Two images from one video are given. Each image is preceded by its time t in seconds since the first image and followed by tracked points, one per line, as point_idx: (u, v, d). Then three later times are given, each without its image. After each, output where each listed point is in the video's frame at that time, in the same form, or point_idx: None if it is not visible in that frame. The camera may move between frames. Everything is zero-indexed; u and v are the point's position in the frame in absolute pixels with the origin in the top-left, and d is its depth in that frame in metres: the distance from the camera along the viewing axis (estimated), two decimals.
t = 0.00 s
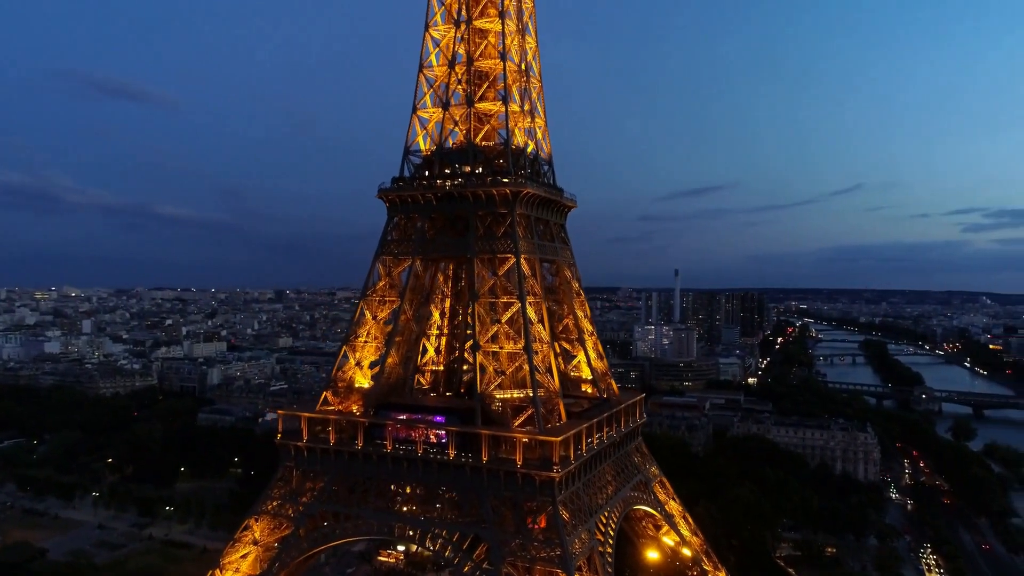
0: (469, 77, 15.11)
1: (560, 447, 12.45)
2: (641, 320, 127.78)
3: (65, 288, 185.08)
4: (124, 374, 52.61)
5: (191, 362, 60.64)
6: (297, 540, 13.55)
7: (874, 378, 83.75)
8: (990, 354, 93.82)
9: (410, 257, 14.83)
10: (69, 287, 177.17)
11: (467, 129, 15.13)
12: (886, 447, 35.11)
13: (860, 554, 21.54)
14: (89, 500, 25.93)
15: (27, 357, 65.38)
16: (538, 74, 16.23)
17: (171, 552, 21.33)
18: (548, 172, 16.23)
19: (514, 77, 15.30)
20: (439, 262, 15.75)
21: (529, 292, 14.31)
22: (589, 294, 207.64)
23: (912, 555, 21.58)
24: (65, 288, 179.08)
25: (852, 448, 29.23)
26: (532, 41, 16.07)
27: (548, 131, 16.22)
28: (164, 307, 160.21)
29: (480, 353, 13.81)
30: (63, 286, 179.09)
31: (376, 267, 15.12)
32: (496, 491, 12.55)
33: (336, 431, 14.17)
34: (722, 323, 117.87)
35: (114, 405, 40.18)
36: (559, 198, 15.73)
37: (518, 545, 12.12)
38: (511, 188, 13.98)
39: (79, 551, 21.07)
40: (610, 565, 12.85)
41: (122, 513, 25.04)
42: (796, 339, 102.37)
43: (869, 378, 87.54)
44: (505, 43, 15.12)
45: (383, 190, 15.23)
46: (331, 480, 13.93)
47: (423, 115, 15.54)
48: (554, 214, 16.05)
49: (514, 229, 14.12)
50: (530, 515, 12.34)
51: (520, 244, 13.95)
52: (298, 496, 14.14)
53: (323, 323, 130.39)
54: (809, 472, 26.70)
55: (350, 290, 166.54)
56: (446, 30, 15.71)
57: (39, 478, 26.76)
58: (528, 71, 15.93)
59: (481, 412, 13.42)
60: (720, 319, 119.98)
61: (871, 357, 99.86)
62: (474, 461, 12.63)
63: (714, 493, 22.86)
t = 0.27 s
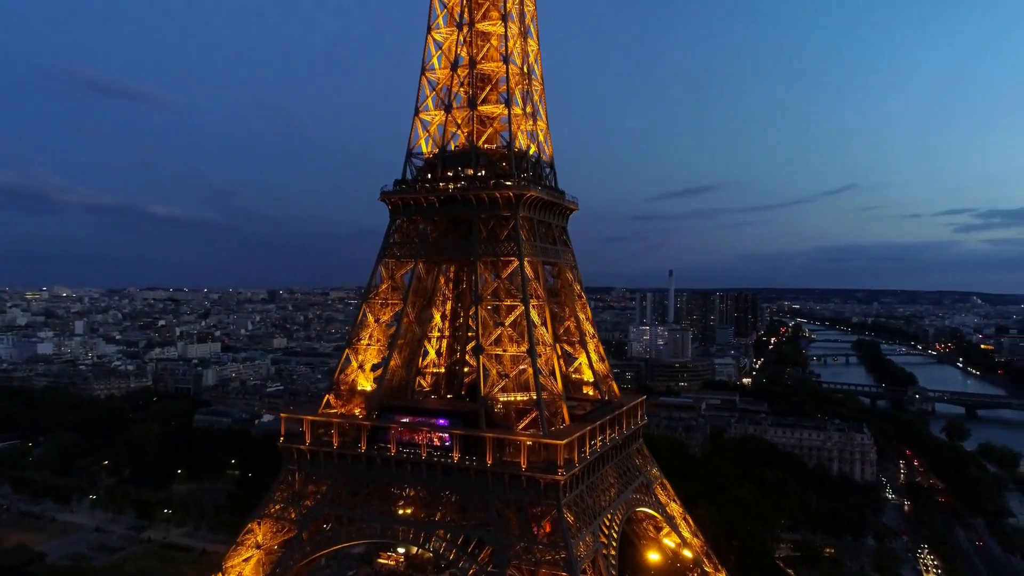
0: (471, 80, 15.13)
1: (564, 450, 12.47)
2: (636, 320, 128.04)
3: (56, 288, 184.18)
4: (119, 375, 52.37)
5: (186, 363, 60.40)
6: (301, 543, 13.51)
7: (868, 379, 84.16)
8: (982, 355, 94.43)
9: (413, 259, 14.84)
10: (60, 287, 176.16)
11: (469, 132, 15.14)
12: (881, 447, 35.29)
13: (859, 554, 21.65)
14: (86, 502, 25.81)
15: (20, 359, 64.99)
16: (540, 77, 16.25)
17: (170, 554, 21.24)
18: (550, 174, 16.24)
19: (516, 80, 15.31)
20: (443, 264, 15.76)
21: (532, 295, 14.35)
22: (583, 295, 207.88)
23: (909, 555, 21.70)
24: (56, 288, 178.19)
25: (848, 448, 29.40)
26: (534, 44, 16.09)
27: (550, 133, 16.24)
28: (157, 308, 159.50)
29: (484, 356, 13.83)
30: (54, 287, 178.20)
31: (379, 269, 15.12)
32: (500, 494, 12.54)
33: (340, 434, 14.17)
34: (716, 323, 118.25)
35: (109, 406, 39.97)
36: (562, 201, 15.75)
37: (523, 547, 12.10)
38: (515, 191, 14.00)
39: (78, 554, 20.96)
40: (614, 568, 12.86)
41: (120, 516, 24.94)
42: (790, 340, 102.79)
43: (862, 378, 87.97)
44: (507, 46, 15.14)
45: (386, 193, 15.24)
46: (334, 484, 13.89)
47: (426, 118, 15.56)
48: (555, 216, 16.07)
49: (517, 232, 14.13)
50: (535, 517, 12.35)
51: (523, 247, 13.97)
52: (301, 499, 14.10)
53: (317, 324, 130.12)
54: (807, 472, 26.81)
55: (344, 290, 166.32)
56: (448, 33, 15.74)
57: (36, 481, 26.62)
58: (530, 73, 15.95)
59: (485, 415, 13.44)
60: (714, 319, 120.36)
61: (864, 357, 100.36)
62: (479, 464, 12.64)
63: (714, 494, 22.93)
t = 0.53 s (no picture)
0: (472, 82, 15.14)
1: (566, 452, 12.50)
2: (628, 320, 128.29)
3: (45, 288, 182.76)
4: (111, 376, 52.04)
5: (178, 364, 60.05)
6: (302, 546, 13.47)
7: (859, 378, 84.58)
8: (972, 354, 95.12)
9: (414, 262, 14.84)
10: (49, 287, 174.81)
11: (470, 135, 15.15)
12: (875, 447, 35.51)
13: (855, 554, 21.79)
14: (81, 506, 25.66)
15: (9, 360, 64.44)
16: (540, 79, 16.27)
17: (167, 557, 21.16)
18: (550, 176, 16.26)
19: (517, 83, 15.32)
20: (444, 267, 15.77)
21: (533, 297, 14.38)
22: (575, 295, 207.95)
23: (905, 554, 21.86)
24: (44, 288, 176.86)
25: (843, 449, 29.58)
26: (535, 46, 16.11)
27: (550, 136, 16.26)
28: (146, 308, 158.44)
29: (486, 358, 13.85)
30: (43, 287, 176.85)
31: (380, 272, 15.11)
32: (503, 496, 12.56)
33: (341, 437, 14.17)
34: (709, 323, 118.59)
35: (101, 408, 39.72)
36: (562, 203, 15.77)
37: (525, 550, 12.13)
38: (517, 193, 14.01)
39: (74, 558, 20.85)
40: (616, 570, 12.90)
41: (115, 519, 24.81)
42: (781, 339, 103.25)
43: (854, 378, 88.41)
44: (508, 49, 15.16)
45: (387, 195, 15.22)
46: (335, 487, 13.88)
47: (426, 120, 15.56)
48: (556, 218, 16.09)
49: (518, 234, 14.15)
50: (539, 520, 12.37)
51: (525, 250, 13.99)
52: (302, 502, 14.08)
53: (309, 324, 129.68)
54: (802, 473, 26.95)
55: (336, 290, 165.88)
56: (449, 36, 15.75)
57: (30, 484, 26.45)
58: (531, 76, 15.96)
59: (487, 418, 13.46)
60: (706, 319, 120.68)
61: (855, 357, 100.87)
62: (481, 467, 12.66)
63: (711, 494, 23.03)
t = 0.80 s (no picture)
0: (469, 85, 15.14)
1: (565, 455, 12.56)
2: (617, 320, 128.63)
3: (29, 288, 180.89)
4: (98, 378, 51.60)
5: (166, 365, 59.60)
6: (300, 550, 13.41)
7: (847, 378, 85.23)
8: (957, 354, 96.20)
9: (411, 264, 14.83)
10: (33, 287, 173.02)
11: (467, 138, 15.15)
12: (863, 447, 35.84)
13: (846, 554, 21.98)
14: (70, 509, 25.43)
15: None
16: (537, 82, 16.29)
17: (160, 561, 21.02)
18: (546, 179, 16.29)
19: (514, 85, 15.35)
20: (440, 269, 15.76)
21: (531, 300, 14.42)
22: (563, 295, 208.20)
23: (895, 553, 22.11)
24: (28, 288, 175.04)
25: (833, 449, 29.85)
26: (531, 49, 16.13)
27: (546, 138, 16.28)
28: (132, 308, 157.11)
29: (484, 361, 13.87)
30: (27, 286, 175.03)
31: (376, 274, 15.09)
32: (503, 499, 12.59)
33: (338, 440, 14.15)
34: (697, 323, 119.15)
35: (89, 409, 39.37)
36: (559, 206, 15.81)
37: (525, 552, 12.17)
38: (515, 196, 14.04)
39: (65, 562, 20.67)
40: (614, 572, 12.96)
41: (105, 522, 24.62)
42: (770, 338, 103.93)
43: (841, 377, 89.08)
44: (506, 52, 15.17)
45: (384, 198, 15.20)
46: (333, 490, 13.86)
47: (423, 123, 15.55)
48: (553, 221, 16.12)
49: (516, 237, 14.20)
50: (538, 523, 12.40)
51: (523, 252, 14.04)
52: (299, 505, 14.03)
53: (298, 324, 129.13)
54: (793, 473, 27.16)
55: (324, 289, 165.21)
56: (446, 38, 15.75)
57: (18, 487, 26.18)
58: (527, 79, 15.98)
59: (485, 420, 13.48)
60: (695, 319, 121.22)
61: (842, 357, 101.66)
62: (480, 470, 12.69)
63: (704, 495, 23.15)
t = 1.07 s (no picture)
0: (464, 87, 15.13)
1: (563, 457, 12.59)
2: (605, 320, 128.92)
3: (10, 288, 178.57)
4: (83, 379, 51.05)
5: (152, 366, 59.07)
6: (296, 553, 13.33)
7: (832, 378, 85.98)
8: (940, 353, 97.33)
9: (407, 266, 14.81)
10: (15, 287, 170.88)
11: (462, 140, 15.13)
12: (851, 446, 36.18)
13: (837, 553, 22.19)
14: (58, 513, 25.16)
15: None
16: (532, 85, 16.31)
17: (150, 565, 20.85)
18: (541, 181, 16.31)
19: (509, 88, 15.36)
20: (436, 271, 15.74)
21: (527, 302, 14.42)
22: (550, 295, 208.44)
23: (884, 552, 22.36)
24: (9, 287, 172.81)
25: (822, 449, 30.15)
26: (526, 51, 16.14)
27: (541, 141, 16.31)
28: (116, 308, 155.44)
29: (480, 363, 13.86)
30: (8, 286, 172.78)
31: (372, 276, 15.05)
32: (500, 501, 12.61)
33: (335, 443, 14.09)
34: (684, 323, 119.69)
35: (75, 411, 38.94)
36: (555, 208, 15.84)
37: (524, 554, 12.19)
38: (511, 199, 14.05)
39: (53, 567, 20.45)
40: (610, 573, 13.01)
41: (94, 526, 24.38)
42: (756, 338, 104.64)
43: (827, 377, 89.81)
44: (501, 54, 15.18)
45: (379, 200, 15.16)
46: (329, 493, 13.81)
47: (418, 125, 15.52)
48: (548, 223, 16.14)
49: (513, 240, 14.23)
50: (536, 525, 12.43)
51: (519, 255, 14.05)
52: (295, 508, 13.96)
53: (284, 324, 128.39)
54: (783, 473, 27.36)
55: (310, 289, 164.31)
56: (441, 39, 15.72)
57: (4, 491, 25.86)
58: (523, 82, 16.00)
59: (482, 423, 13.48)
60: (682, 319, 121.76)
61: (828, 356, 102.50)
62: (478, 472, 12.70)
63: (696, 496, 23.27)
